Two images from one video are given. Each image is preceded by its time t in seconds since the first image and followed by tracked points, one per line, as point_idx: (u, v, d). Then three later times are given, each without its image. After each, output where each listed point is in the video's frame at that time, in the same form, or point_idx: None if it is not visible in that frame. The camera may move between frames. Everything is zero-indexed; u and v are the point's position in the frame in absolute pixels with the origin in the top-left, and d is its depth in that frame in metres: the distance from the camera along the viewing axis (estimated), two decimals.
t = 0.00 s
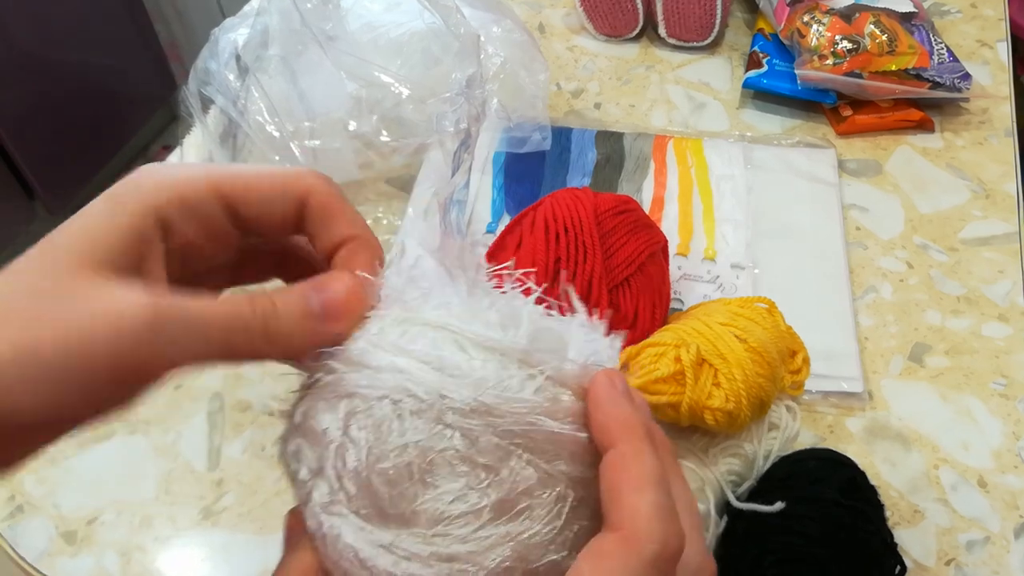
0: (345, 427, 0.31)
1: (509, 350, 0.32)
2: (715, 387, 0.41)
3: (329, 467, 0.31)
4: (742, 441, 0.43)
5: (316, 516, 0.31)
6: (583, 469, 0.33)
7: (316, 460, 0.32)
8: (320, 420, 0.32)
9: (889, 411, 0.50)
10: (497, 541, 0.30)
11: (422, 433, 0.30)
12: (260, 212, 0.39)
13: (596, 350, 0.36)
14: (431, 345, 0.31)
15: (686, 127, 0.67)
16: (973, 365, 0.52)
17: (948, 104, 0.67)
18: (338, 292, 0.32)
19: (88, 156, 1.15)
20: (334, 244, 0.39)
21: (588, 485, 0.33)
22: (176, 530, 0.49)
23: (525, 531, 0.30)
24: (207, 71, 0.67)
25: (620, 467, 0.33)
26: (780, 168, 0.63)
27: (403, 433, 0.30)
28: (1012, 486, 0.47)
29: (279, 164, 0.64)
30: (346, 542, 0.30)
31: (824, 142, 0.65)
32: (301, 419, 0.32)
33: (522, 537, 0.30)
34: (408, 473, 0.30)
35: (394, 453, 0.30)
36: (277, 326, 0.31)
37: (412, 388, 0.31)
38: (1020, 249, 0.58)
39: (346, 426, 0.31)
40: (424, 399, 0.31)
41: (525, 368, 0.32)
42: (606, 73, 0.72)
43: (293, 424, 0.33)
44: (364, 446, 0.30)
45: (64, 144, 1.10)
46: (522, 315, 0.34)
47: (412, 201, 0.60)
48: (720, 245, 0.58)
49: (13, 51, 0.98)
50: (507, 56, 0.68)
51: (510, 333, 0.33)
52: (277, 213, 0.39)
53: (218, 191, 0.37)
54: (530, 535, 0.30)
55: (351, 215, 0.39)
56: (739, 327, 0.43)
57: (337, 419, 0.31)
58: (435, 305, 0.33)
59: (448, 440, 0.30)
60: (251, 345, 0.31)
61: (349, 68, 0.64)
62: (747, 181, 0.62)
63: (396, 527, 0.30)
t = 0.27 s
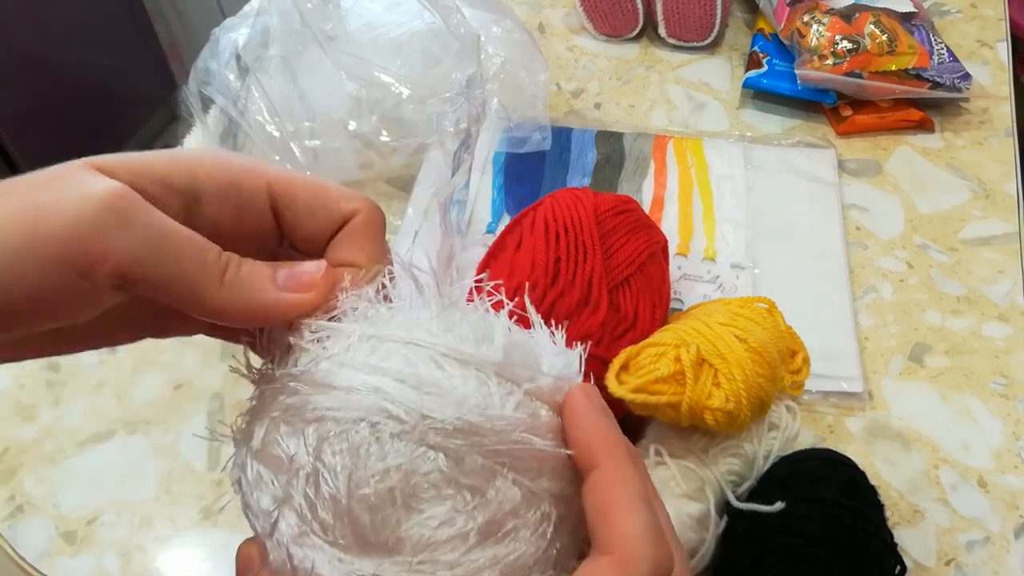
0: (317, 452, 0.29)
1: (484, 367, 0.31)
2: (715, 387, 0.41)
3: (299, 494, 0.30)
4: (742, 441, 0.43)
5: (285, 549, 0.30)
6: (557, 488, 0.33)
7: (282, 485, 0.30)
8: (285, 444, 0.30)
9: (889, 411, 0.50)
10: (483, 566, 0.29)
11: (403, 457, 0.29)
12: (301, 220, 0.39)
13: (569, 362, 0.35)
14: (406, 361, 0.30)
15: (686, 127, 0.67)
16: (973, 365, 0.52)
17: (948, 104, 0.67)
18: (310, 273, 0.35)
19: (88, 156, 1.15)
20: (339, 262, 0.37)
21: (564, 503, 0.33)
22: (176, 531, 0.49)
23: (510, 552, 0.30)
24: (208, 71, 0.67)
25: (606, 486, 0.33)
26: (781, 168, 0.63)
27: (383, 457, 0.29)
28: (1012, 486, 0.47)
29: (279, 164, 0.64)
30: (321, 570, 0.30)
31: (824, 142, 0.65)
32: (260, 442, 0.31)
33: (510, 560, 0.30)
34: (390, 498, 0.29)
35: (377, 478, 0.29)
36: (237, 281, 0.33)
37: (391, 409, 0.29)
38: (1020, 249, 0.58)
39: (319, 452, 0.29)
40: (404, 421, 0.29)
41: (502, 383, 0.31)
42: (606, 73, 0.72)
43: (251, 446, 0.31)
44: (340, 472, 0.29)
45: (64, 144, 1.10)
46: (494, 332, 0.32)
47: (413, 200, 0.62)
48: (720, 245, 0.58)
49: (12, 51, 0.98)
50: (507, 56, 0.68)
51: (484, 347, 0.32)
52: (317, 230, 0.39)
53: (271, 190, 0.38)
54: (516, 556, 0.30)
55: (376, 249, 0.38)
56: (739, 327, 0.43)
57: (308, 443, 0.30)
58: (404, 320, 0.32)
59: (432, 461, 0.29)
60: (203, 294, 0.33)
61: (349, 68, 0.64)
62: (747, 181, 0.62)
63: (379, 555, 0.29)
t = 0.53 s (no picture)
0: (336, 487, 0.28)
1: (513, 407, 0.31)
2: (715, 387, 0.41)
3: (310, 531, 0.28)
4: (742, 441, 0.43)
5: None
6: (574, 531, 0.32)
7: (292, 519, 0.29)
8: (298, 475, 0.28)
9: (889, 411, 0.50)
10: None
11: (433, 497, 0.28)
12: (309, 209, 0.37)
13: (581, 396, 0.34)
14: (436, 397, 0.29)
15: (686, 127, 0.67)
16: (973, 366, 0.52)
17: (948, 104, 0.67)
18: (334, 283, 0.34)
19: (88, 155, 1.15)
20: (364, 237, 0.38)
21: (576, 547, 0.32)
22: (176, 531, 0.49)
23: None
24: (208, 70, 0.67)
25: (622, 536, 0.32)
26: (781, 168, 0.63)
27: (408, 499, 0.28)
28: (1012, 486, 0.47)
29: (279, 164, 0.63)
30: None
31: (823, 142, 0.65)
32: (270, 473, 0.29)
33: None
34: (415, 539, 0.28)
35: (398, 518, 0.28)
36: (282, 320, 0.34)
37: (418, 447, 0.28)
38: (1020, 249, 0.58)
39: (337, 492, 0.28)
40: (433, 460, 0.28)
41: (527, 423, 0.31)
42: (606, 74, 0.72)
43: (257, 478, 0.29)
44: (359, 510, 0.28)
45: (64, 144, 1.10)
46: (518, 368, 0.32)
47: (412, 200, 0.62)
48: (720, 245, 0.58)
49: (12, 51, 0.98)
50: (507, 56, 0.68)
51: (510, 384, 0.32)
52: (327, 207, 0.37)
53: (273, 190, 0.35)
54: None
55: (396, 212, 0.38)
56: (739, 327, 0.43)
57: (324, 476, 0.28)
58: (432, 356, 0.31)
59: (457, 503, 0.28)
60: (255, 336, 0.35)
61: (347, 68, 0.64)
62: (747, 181, 0.62)
63: None
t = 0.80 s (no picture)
0: (337, 514, 0.27)
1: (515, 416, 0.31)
2: (715, 387, 0.41)
3: (301, 557, 0.27)
4: (742, 441, 0.43)
5: None
6: (576, 549, 0.32)
7: (282, 544, 0.27)
8: (290, 499, 0.27)
9: (889, 411, 0.50)
10: None
11: (439, 522, 0.28)
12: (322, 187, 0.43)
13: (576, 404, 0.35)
14: (439, 412, 0.29)
15: (686, 127, 0.67)
16: (974, 366, 0.52)
17: (949, 104, 0.67)
18: (347, 272, 0.35)
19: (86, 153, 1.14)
20: (374, 214, 0.42)
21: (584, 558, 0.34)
22: (176, 531, 0.49)
23: None
24: (208, 70, 0.68)
25: (631, 552, 0.34)
26: (782, 168, 0.63)
27: (417, 525, 0.27)
28: (1012, 486, 0.47)
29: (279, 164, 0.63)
30: None
31: (823, 142, 0.65)
32: (256, 493, 0.28)
33: None
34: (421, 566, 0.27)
35: (405, 544, 0.27)
36: (285, 299, 0.35)
37: (429, 469, 0.28)
38: (1021, 249, 0.58)
39: (336, 516, 0.27)
40: (446, 483, 0.28)
41: (538, 441, 0.31)
42: (606, 73, 0.72)
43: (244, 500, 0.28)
44: (364, 536, 0.27)
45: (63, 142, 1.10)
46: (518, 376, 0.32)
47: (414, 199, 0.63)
48: (721, 245, 0.58)
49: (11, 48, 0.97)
50: (507, 56, 0.68)
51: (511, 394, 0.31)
52: (335, 183, 0.43)
53: (282, 157, 0.42)
54: None
55: (398, 189, 0.43)
56: (740, 327, 0.43)
57: (323, 501, 0.27)
58: (428, 363, 0.30)
59: (467, 527, 0.28)
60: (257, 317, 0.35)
61: (348, 68, 0.64)
62: (748, 181, 0.62)
63: None
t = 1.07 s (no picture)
0: (323, 520, 0.26)
1: (502, 412, 0.30)
2: (715, 387, 0.41)
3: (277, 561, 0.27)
4: (742, 441, 0.43)
5: None
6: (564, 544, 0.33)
7: (258, 551, 0.27)
8: (268, 503, 0.26)
9: (890, 411, 0.50)
10: None
11: (430, 527, 0.27)
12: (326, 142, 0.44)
13: (562, 393, 0.35)
14: (430, 406, 0.28)
15: (686, 127, 0.68)
16: (974, 366, 0.52)
17: (949, 104, 0.67)
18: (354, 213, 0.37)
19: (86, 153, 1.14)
20: (385, 128, 0.43)
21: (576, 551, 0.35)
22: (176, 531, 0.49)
23: None
24: (208, 70, 0.68)
25: (620, 547, 0.34)
26: (782, 168, 0.63)
27: (408, 531, 0.27)
28: (1012, 486, 0.47)
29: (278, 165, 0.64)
30: None
31: (823, 142, 0.65)
32: (229, 497, 0.27)
33: None
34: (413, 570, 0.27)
35: (396, 550, 0.27)
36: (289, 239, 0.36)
37: (422, 470, 0.27)
38: (1021, 249, 0.58)
39: (320, 522, 0.26)
40: (440, 486, 0.27)
41: (530, 438, 0.31)
42: (606, 73, 0.72)
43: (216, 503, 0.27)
44: (352, 542, 0.27)
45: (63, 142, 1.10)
46: (507, 370, 0.32)
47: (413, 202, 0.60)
48: (721, 245, 0.58)
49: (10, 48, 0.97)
50: (507, 56, 0.68)
51: (497, 389, 0.31)
52: (336, 122, 0.44)
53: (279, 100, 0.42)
54: None
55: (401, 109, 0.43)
56: (740, 327, 0.43)
57: (307, 507, 0.26)
58: (413, 356, 0.30)
59: (460, 529, 0.28)
60: (263, 248, 0.35)
61: (348, 67, 0.64)
62: (748, 181, 0.62)
63: None
